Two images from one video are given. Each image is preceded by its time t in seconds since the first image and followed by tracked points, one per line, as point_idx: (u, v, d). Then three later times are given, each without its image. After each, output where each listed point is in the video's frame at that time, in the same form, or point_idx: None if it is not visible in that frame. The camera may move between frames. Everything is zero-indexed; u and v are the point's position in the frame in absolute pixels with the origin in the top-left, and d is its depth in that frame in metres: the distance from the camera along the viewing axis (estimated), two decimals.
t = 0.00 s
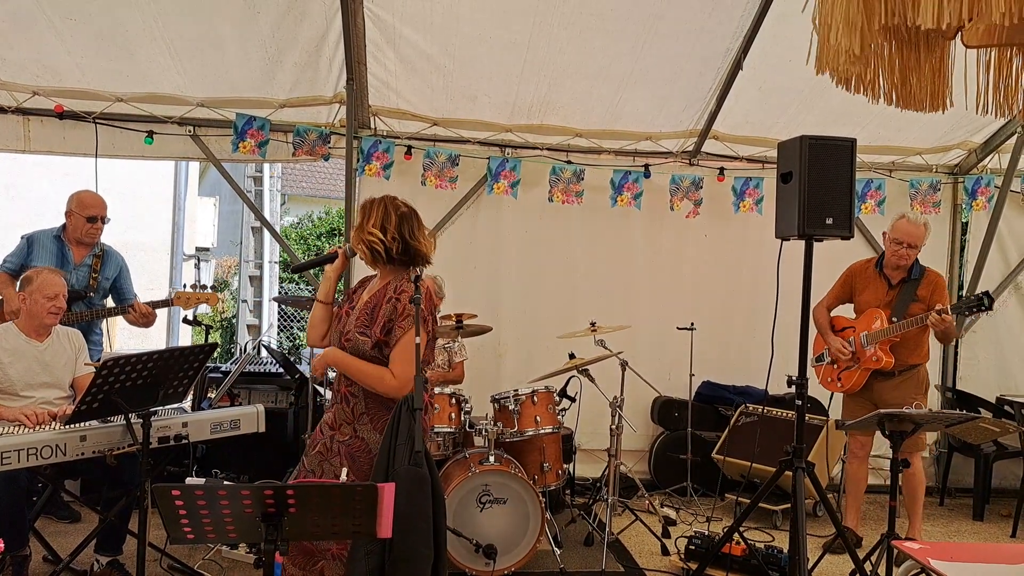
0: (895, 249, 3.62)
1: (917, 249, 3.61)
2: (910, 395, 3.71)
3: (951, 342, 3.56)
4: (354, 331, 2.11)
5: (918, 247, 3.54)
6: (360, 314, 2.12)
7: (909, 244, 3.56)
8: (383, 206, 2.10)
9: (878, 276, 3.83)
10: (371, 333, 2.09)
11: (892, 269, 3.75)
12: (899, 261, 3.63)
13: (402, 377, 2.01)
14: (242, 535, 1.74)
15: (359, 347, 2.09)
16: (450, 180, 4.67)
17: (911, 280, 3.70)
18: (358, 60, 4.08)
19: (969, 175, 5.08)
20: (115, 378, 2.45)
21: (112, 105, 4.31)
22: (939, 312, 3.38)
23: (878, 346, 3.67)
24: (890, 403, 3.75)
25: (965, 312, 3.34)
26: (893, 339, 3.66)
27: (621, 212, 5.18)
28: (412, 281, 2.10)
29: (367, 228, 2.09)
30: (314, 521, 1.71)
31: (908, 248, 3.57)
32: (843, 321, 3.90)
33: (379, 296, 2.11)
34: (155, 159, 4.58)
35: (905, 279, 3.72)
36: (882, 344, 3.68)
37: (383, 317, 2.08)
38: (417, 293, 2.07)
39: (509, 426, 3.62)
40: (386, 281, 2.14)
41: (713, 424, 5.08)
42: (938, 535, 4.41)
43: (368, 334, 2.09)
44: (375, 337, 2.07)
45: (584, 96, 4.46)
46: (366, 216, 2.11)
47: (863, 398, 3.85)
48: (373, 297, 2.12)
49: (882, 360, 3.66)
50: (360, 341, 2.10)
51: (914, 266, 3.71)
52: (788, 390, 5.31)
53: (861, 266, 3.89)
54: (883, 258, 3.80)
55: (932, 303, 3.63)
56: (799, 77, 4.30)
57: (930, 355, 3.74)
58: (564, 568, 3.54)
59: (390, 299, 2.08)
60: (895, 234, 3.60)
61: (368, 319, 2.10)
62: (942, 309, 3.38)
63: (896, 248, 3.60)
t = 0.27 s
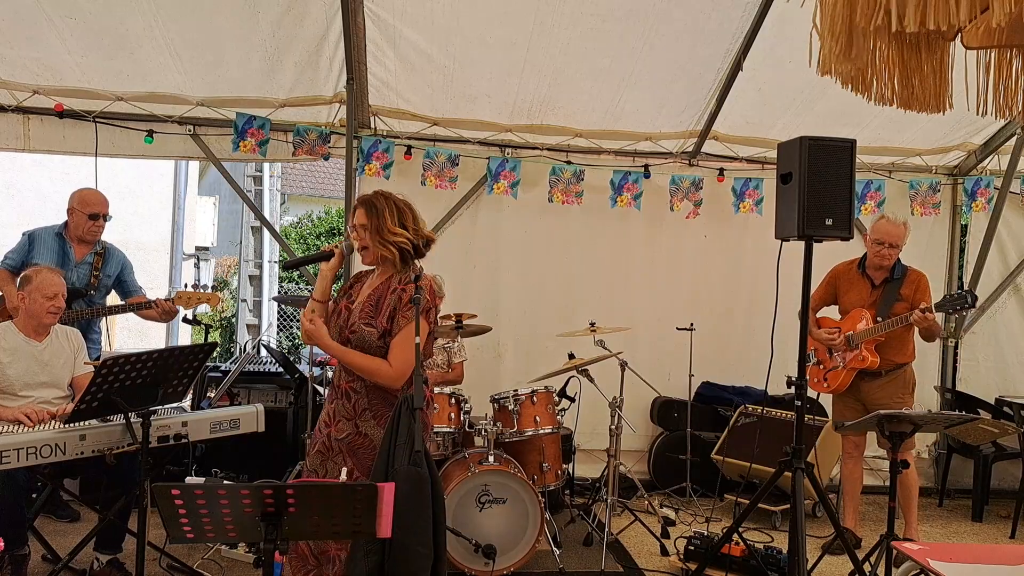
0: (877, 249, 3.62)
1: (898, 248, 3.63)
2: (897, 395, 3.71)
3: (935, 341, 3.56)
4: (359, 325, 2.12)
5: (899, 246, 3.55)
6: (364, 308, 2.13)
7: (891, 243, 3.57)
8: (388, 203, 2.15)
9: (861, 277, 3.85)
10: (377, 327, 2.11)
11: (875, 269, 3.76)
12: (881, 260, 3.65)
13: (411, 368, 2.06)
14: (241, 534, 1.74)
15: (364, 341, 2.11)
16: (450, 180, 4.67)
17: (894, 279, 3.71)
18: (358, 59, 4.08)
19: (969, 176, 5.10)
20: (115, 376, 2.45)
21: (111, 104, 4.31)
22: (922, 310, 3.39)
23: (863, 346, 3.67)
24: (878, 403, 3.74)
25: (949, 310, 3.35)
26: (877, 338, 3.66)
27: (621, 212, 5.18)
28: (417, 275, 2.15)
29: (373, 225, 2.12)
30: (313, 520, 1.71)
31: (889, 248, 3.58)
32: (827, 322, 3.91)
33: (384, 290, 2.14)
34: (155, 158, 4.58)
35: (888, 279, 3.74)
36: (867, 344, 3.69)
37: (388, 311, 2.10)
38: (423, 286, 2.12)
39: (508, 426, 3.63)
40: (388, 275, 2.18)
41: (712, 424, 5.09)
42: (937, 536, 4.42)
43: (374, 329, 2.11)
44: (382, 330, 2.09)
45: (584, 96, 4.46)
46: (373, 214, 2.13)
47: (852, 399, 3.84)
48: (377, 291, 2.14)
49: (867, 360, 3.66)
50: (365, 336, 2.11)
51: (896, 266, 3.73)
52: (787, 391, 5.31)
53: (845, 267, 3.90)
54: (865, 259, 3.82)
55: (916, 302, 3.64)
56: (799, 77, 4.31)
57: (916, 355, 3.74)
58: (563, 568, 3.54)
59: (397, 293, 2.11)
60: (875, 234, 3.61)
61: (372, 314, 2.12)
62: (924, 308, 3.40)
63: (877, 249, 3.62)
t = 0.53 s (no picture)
0: (867, 250, 3.63)
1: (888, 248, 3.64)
2: (892, 395, 3.71)
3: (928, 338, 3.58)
4: (371, 332, 2.13)
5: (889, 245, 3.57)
6: (373, 315, 2.14)
7: (880, 243, 3.59)
8: (392, 210, 2.20)
9: (852, 278, 3.85)
10: (390, 333, 2.13)
11: (865, 270, 3.77)
12: (871, 261, 3.66)
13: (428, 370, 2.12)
14: (240, 533, 1.74)
15: (377, 347, 2.11)
16: (450, 180, 4.65)
17: (885, 279, 3.72)
18: (358, 59, 4.08)
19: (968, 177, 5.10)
20: (114, 375, 2.45)
21: (111, 103, 4.31)
22: (914, 308, 3.40)
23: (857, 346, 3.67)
24: (873, 403, 3.74)
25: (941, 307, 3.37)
26: (870, 338, 3.66)
27: (621, 212, 5.18)
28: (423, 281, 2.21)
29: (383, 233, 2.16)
30: (312, 519, 1.71)
31: (879, 248, 3.59)
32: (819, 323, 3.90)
33: (392, 296, 2.16)
34: (155, 157, 4.58)
35: (879, 279, 3.75)
36: (861, 344, 3.69)
37: (400, 316, 2.13)
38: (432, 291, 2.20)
39: (507, 426, 3.62)
40: (392, 282, 2.19)
41: (711, 424, 5.09)
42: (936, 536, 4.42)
43: (387, 335, 2.13)
44: (397, 336, 2.12)
45: (584, 96, 4.46)
46: (383, 223, 2.17)
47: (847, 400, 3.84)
48: (385, 297, 2.16)
49: (862, 360, 3.65)
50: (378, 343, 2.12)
51: (887, 266, 3.74)
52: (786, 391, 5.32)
53: (835, 268, 3.90)
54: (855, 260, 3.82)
55: (907, 301, 3.66)
56: (799, 78, 4.31)
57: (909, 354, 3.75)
58: (561, 568, 3.54)
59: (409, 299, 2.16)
60: (864, 235, 3.62)
61: (383, 320, 2.14)
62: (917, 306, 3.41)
63: (867, 250, 3.63)
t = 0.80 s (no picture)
0: (870, 249, 3.64)
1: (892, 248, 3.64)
2: (892, 395, 3.71)
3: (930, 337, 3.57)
4: (370, 324, 2.13)
5: (892, 245, 3.57)
6: (370, 307, 2.15)
7: (883, 242, 3.59)
8: (383, 203, 2.17)
9: (855, 278, 3.86)
10: (389, 324, 2.15)
11: (868, 269, 3.78)
12: (875, 260, 3.66)
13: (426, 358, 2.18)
14: (237, 531, 1.74)
15: (378, 339, 2.13)
16: (449, 179, 4.65)
17: (888, 279, 3.73)
18: (357, 58, 4.08)
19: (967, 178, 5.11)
20: (112, 373, 2.45)
21: (110, 101, 4.30)
22: (916, 306, 3.39)
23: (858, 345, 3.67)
24: (873, 403, 3.74)
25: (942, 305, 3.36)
26: (871, 338, 3.66)
27: (620, 212, 5.18)
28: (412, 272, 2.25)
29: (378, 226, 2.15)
30: (309, 519, 1.71)
31: (882, 247, 3.59)
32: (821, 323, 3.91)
33: (388, 288, 2.17)
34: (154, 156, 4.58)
35: (881, 279, 3.75)
36: (862, 343, 3.69)
37: (398, 308, 2.16)
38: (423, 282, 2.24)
39: (505, 425, 3.62)
40: (384, 273, 2.20)
41: (710, 424, 5.09)
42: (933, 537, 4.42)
43: (387, 326, 2.14)
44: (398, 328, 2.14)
45: (584, 96, 4.46)
46: (375, 217, 2.15)
47: (848, 400, 3.84)
48: (380, 289, 2.17)
49: (863, 359, 3.65)
50: (378, 334, 2.14)
51: (890, 266, 3.74)
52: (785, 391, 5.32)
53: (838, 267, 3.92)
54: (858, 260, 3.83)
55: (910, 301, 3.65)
56: (799, 78, 4.31)
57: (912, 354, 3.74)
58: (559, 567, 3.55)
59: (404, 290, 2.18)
60: (867, 234, 3.63)
61: (381, 312, 2.15)
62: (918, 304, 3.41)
63: (871, 249, 3.63)
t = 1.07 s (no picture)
0: (879, 249, 3.65)
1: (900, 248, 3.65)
2: (898, 395, 3.71)
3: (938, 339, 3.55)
4: (361, 326, 2.12)
5: (900, 245, 3.57)
6: (360, 309, 2.14)
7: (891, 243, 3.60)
8: (371, 203, 2.20)
9: (864, 278, 3.86)
10: (379, 326, 2.15)
11: (877, 270, 3.79)
12: (882, 261, 3.67)
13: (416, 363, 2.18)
14: (235, 530, 1.74)
15: (369, 341, 2.12)
16: (448, 178, 4.66)
17: (896, 280, 3.72)
18: (356, 57, 4.08)
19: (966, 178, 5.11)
20: (110, 372, 2.44)
21: (109, 99, 4.30)
22: (920, 305, 3.39)
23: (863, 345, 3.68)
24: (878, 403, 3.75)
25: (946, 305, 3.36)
26: (878, 338, 3.66)
27: (619, 211, 5.18)
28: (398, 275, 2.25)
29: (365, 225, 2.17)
30: (307, 517, 1.72)
31: (890, 247, 3.60)
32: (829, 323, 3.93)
33: (377, 290, 2.18)
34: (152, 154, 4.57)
35: (890, 280, 3.75)
36: (868, 343, 3.70)
37: (387, 310, 2.16)
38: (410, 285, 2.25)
39: (504, 424, 3.63)
40: (372, 275, 2.20)
41: (708, 424, 5.09)
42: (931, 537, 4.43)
43: (377, 328, 2.14)
44: (388, 330, 2.14)
45: (583, 96, 4.46)
46: (363, 216, 2.17)
47: (853, 399, 3.86)
48: (369, 291, 2.17)
49: (868, 359, 3.67)
50: (368, 337, 2.13)
51: (899, 267, 3.74)
52: (783, 391, 5.32)
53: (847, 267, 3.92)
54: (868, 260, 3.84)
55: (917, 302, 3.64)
56: (798, 78, 4.31)
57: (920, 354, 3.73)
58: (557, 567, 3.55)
59: (392, 292, 2.19)
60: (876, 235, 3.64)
61: (371, 314, 2.15)
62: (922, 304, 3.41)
63: (879, 249, 3.64)
